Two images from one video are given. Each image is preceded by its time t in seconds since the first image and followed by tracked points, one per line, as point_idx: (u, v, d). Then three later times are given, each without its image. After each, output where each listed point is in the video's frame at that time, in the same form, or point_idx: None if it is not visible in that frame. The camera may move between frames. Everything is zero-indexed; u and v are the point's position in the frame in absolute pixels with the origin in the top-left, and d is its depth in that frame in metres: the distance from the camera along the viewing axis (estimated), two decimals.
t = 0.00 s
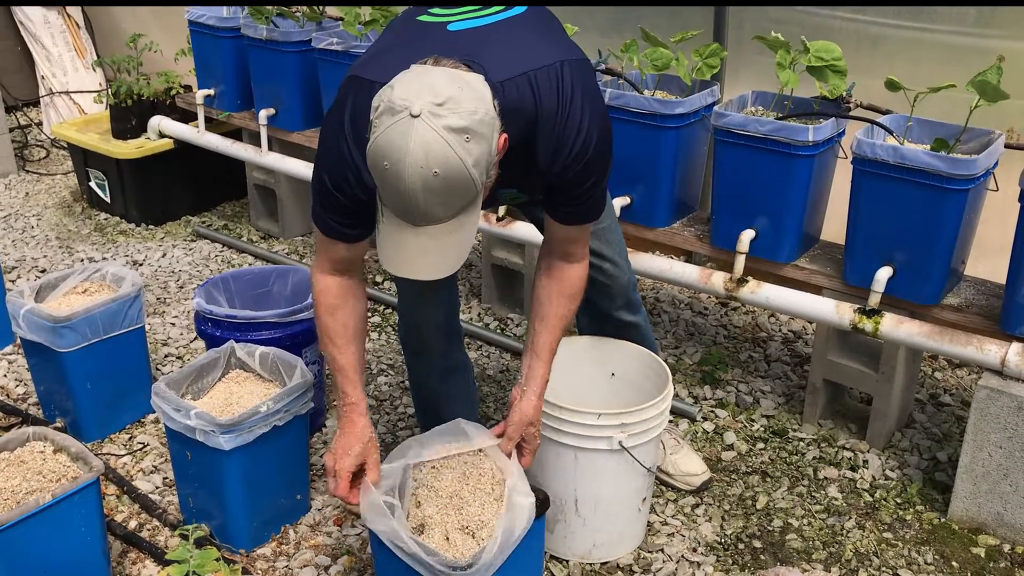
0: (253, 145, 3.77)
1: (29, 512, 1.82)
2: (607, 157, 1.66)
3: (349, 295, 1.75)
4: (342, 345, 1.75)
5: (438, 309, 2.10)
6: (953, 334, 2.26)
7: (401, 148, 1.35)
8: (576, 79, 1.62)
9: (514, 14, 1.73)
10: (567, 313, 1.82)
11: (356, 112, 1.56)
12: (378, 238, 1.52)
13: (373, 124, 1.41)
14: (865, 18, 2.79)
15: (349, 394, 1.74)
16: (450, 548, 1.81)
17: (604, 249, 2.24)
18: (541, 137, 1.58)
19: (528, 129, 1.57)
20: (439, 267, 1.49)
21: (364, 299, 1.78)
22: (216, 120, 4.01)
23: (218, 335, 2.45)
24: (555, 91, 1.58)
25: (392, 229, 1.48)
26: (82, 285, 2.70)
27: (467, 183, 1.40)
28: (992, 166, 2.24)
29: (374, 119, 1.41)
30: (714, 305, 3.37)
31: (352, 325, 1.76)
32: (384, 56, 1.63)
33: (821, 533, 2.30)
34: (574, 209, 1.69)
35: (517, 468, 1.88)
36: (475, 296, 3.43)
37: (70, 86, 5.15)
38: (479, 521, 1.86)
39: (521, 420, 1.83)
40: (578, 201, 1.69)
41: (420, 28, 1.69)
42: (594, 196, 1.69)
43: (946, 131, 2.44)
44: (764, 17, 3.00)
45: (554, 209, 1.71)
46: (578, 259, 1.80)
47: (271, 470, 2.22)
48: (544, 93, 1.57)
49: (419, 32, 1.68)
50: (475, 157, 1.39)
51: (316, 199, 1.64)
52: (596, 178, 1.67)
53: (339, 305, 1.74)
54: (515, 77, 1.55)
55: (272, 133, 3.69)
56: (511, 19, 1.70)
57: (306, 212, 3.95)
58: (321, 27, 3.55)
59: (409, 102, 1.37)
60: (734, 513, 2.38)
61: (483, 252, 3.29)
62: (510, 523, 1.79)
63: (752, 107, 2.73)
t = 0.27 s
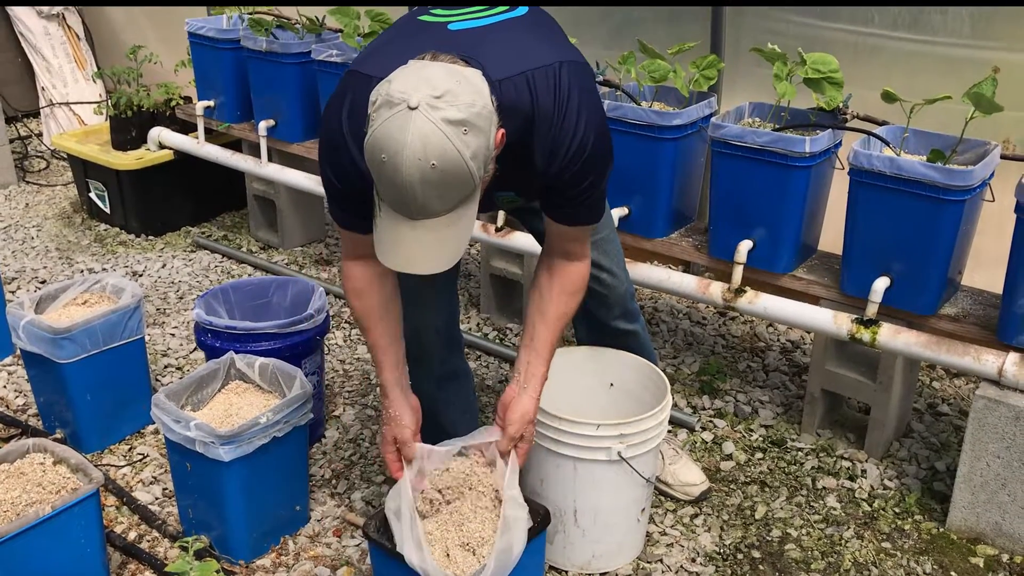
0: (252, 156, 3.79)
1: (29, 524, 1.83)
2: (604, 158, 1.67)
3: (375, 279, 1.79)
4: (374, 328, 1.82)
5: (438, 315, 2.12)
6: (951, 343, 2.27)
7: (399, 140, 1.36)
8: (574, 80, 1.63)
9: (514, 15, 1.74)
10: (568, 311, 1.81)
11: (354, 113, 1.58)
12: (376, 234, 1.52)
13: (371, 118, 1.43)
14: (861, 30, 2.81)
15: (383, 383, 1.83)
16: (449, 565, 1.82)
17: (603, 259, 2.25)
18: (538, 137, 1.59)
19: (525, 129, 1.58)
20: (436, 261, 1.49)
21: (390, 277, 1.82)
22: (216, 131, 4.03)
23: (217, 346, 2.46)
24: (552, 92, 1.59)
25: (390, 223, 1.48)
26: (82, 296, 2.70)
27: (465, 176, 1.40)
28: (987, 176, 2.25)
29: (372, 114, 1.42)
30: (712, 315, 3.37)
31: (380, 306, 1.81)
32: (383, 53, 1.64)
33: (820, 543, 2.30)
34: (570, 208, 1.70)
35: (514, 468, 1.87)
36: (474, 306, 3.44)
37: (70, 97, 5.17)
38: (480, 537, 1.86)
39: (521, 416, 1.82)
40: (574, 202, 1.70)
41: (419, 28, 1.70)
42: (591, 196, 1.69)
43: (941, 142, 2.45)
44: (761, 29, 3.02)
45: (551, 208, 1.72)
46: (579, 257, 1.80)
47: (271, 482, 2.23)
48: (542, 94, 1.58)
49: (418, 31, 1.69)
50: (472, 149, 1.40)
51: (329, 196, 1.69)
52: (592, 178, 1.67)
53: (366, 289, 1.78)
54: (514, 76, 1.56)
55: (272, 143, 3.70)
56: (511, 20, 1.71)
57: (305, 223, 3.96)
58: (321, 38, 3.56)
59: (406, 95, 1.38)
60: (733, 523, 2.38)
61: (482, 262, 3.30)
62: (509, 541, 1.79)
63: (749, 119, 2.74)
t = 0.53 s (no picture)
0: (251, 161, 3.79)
1: (25, 530, 1.82)
2: (605, 162, 1.66)
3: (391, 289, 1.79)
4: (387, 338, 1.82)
5: (437, 320, 2.11)
6: (950, 348, 2.26)
7: (398, 140, 1.36)
8: (577, 83, 1.62)
9: (518, 15, 1.74)
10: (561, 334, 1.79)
11: (355, 113, 1.58)
12: (377, 235, 1.52)
13: (371, 117, 1.43)
14: (859, 34, 2.81)
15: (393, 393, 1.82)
16: (448, 571, 1.82)
17: (602, 263, 2.24)
18: (538, 138, 1.59)
19: (525, 130, 1.57)
20: (436, 261, 1.48)
21: (404, 289, 1.82)
22: (214, 137, 4.03)
23: (215, 351, 2.45)
24: (554, 93, 1.59)
25: (389, 223, 1.48)
26: (79, 302, 2.70)
27: (464, 176, 1.40)
28: (986, 180, 2.25)
29: (372, 113, 1.42)
30: (711, 320, 3.37)
31: (394, 317, 1.81)
32: (386, 52, 1.65)
33: (819, 548, 2.29)
34: (568, 212, 1.69)
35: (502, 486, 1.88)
36: (472, 311, 3.43)
37: (68, 103, 5.17)
38: (479, 543, 1.84)
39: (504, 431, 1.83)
40: (575, 205, 1.68)
41: (422, 26, 1.70)
42: (590, 199, 1.68)
43: (938, 146, 2.46)
44: (759, 33, 3.02)
45: (550, 214, 1.70)
46: (574, 279, 1.78)
47: (268, 488, 2.22)
48: (543, 95, 1.57)
49: (422, 29, 1.69)
50: (471, 149, 1.39)
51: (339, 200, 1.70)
52: (593, 180, 1.66)
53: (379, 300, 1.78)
54: (516, 77, 1.56)
55: (270, 149, 3.70)
56: (515, 21, 1.71)
57: (303, 228, 3.95)
58: (319, 44, 3.57)
59: (406, 94, 1.38)
60: (733, 528, 2.37)
61: (481, 268, 3.29)
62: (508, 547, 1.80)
63: (748, 123, 2.74)
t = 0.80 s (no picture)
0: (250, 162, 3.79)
1: (24, 531, 1.82)
2: (612, 160, 1.67)
3: (375, 281, 1.80)
4: (366, 331, 1.81)
5: (436, 320, 2.11)
6: (949, 349, 2.26)
7: (408, 139, 1.36)
8: (583, 82, 1.63)
9: (521, 14, 1.74)
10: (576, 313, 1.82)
11: (364, 111, 1.58)
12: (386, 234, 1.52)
13: (380, 117, 1.42)
14: (859, 35, 2.82)
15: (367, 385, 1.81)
16: (448, 568, 1.81)
17: (603, 263, 2.24)
18: (546, 136, 1.59)
19: (533, 128, 1.57)
20: (445, 259, 1.49)
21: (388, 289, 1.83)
22: (213, 138, 4.03)
23: (214, 352, 2.45)
24: (561, 92, 1.59)
25: (399, 222, 1.48)
26: (77, 303, 2.69)
27: (474, 175, 1.40)
28: (985, 181, 2.25)
29: (381, 114, 1.42)
30: (710, 320, 3.37)
31: (375, 310, 1.81)
32: (391, 50, 1.65)
33: (818, 549, 2.29)
34: (579, 206, 1.70)
35: (522, 473, 1.85)
36: (472, 312, 3.43)
37: (67, 104, 5.17)
38: (477, 541, 1.85)
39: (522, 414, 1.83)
40: (584, 200, 1.69)
41: (426, 25, 1.70)
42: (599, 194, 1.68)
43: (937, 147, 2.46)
44: (758, 34, 3.02)
45: (561, 206, 1.71)
46: (585, 261, 1.80)
47: (267, 488, 2.22)
48: (550, 93, 1.57)
49: (427, 28, 1.69)
50: (482, 147, 1.39)
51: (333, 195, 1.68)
52: (601, 176, 1.67)
53: (362, 294, 1.79)
54: (523, 75, 1.56)
55: (269, 149, 3.70)
56: (520, 20, 1.71)
57: (303, 229, 3.95)
58: (318, 44, 3.57)
59: (416, 94, 1.38)
60: (732, 529, 2.37)
61: (480, 268, 3.29)
62: (504, 545, 1.79)
63: (747, 123, 2.75)
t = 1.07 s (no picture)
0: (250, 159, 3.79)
1: (25, 528, 1.82)
2: (618, 168, 1.66)
3: (380, 340, 1.78)
4: (368, 393, 1.81)
5: (437, 318, 2.10)
6: (950, 347, 2.26)
7: (426, 156, 1.36)
8: (589, 91, 1.63)
9: (526, 24, 1.74)
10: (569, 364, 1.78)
11: (378, 127, 1.56)
12: (401, 245, 1.52)
13: (397, 133, 1.42)
14: (860, 33, 2.82)
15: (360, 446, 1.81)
16: (448, 569, 1.80)
17: (604, 260, 2.24)
18: (552, 146, 1.59)
19: (540, 140, 1.57)
20: (462, 271, 1.51)
21: (394, 346, 1.82)
22: (214, 135, 4.02)
23: (214, 349, 2.45)
24: (567, 104, 1.59)
25: (416, 235, 1.49)
26: (78, 300, 2.69)
27: (491, 192, 1.40)
28: (986, 180, 2.25)
29: (398, 130, 1.41)
30: (710, 318, 3.37)
31: (378, 371, 1.80)
32: (399, 66, 1.64)
33: (819, 547, 2.29)
34: (582, 219, 1.65)
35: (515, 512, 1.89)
36: (472, 310, 3.43)
37: (67, 101, 5.17)
38: (478, 541, 1.84)
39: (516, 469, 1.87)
40: (589, 213, 1.65)
41: (431, 35, 1.70)
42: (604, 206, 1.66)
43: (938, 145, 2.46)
44: (759, 32, 3.02)
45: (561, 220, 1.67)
46: (577, 306, 1.73)
47: (267, 486, 2.22)
48: (556, 105, 1.58)
49: (432, 40, 1.68)
50: (499, 167, 1.40)
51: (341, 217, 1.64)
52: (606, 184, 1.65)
53: (368, 352, 1.78)
54: (531, 88, 1.56)
55: (270, 147, 3.70)
56: (525, 29, 1.71)
57: (303, 227, 3.95)
58: (319, 42, 3.57)
59: (434, 111, 1.37)
60: (732, 527, 2.37)
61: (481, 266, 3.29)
62: (505, 545, 1.80)
63: (748, 122, 2.74)
